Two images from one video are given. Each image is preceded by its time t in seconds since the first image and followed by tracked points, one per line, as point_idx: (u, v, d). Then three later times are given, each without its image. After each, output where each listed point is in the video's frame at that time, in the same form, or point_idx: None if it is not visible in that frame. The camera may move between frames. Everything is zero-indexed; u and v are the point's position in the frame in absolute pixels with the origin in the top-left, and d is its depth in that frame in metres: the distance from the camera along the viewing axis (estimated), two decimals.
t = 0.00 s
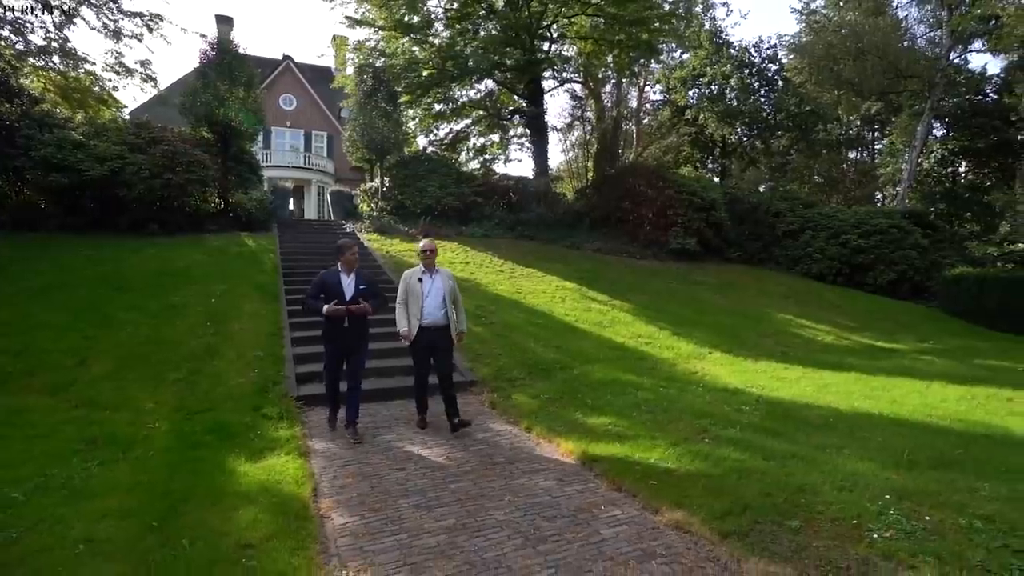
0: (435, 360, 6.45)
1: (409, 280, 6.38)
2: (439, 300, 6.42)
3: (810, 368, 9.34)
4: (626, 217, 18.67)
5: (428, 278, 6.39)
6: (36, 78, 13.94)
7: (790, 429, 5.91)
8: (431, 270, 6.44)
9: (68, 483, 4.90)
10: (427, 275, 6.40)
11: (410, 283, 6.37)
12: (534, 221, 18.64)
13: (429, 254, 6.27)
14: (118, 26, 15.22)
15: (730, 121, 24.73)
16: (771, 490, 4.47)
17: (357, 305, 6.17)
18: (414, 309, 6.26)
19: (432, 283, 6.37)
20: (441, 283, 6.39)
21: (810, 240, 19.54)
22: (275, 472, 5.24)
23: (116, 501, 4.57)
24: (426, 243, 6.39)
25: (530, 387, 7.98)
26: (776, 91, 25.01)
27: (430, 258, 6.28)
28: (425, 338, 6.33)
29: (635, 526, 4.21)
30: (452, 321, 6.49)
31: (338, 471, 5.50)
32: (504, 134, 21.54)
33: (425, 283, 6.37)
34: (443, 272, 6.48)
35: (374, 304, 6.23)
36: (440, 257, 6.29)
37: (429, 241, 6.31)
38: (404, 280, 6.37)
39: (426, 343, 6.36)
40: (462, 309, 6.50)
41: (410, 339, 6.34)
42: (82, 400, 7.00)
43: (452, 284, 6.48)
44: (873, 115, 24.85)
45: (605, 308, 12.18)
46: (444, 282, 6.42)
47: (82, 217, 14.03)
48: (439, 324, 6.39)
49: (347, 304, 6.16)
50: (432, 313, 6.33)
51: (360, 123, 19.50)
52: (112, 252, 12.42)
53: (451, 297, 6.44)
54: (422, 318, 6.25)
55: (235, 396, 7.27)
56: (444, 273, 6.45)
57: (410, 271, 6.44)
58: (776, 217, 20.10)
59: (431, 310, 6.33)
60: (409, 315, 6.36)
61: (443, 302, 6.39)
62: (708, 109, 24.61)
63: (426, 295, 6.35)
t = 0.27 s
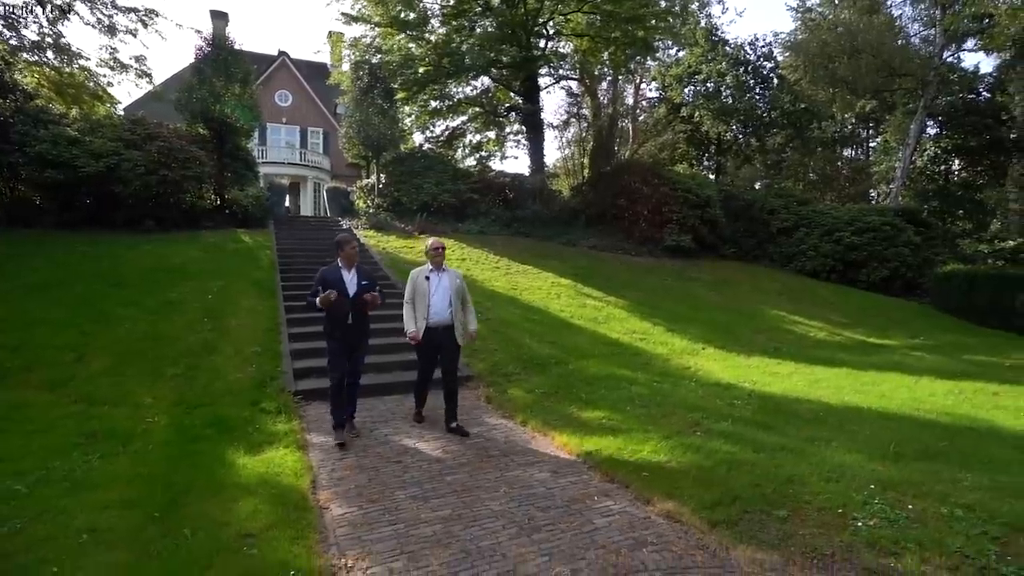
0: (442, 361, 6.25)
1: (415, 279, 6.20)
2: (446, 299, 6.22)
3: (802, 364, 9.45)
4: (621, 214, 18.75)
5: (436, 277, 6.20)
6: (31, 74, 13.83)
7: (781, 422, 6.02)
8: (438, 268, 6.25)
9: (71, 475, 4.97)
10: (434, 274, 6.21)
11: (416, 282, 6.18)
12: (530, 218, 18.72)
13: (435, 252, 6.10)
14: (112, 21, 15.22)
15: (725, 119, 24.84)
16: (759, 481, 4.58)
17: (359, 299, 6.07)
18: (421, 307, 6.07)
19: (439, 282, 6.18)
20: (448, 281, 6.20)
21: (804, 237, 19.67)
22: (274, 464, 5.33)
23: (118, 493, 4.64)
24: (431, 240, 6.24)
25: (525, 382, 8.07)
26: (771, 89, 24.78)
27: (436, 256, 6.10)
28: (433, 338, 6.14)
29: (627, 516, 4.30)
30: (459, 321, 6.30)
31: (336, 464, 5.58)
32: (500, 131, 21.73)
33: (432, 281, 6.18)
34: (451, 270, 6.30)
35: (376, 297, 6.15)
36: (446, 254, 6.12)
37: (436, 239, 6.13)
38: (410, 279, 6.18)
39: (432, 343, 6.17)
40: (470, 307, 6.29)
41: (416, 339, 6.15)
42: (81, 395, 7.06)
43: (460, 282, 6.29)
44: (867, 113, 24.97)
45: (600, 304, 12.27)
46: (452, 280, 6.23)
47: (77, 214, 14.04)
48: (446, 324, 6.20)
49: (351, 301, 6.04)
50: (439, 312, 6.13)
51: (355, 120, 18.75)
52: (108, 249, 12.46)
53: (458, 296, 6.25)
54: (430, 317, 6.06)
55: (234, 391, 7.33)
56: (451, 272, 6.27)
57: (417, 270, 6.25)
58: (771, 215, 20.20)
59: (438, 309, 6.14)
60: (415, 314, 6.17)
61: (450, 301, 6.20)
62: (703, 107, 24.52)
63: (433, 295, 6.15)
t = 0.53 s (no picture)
0: (454, 359, 6.02)
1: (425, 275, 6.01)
2: (457, 295, 6.00)
3: (799, 360, 9.50)
4: (620, 211, 18.79)
5: (446, 273, 5.98)
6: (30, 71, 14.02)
7: (778, 418, 6.07)
8: (448, 264, 6.04)
9: (75, 470, 5.02)
10: (444, 269, 6.00)
11: (425, 279, 5.99)
12: (529, 216, 18.75)
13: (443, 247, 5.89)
14: (111, 18, 15.23)
15: (723, 116, 24.89)
16: (754, 474, 4.65)
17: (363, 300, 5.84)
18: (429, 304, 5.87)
19: (449, 278, 5.96)
20: (458, 277, 5.97)
21: (803, 234, 19.72)
22: (275, 459, 5.39)
23: (122, 487, 4.69)
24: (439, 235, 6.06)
25: (524, 379, 8.12)
26: (770, 86, 25.15)
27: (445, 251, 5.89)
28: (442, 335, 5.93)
29: (624, 509, 4.36)
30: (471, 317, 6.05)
31: (337, 459, 5.64)
32: (499, 128, 21.72)
33: (442, 277, 5.97)
34: (462, 265, 6.06)
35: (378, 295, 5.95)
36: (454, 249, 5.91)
37: (444, 233, 5.93)
38: (419, 275, 6.01)
39: (443, 340, 5.95)
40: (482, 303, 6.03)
41: (425, 337, 5.95)
42: (83, 391, 7.11)
43: (472, 277, 6.04)
44: (866, 111, 25.02)
45: (599, 301, 12.32)
46: (463, 275, 5.99)
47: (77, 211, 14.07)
48: (457, 321, 5.97)
49: (356, 301, 5.79)
50: (449, 309, 5.92)
51: (355, 116, 18.90)
52: (108, 247, 12.48)
53: (469, 292, 6.01)
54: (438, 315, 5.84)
55: (235, 387, 7.38)
56: (461, 266, 6.03)
57: (427, 266, 6.06)
58: (770, 212, 20.25)
59: (447, 306, 5.92)
60: (424, 311, 5.98)
61: (461, 297, 5.98)
62: (703, 104, 24.51)
63: (443, 291, 5.94)
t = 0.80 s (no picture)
0: (460, 361, 5.70)
1: (430, 273, 5.63)
2: (463, 294, 5.72)
3: (795, 356, 9.56)
4: (618, 208, 18.81)
5: (452, 271, 5.66)
6: (24, 67, 14.18)
7: (773, 413, 6.13)
8: (454, 261, 5.72)
9: (75, 465, 5.05)
10: (450, 267, 5.67)
11: (431, 277, 5.61)
12: (526, 212, 18.77)
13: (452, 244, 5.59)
14: (107, 13, 15.19)
15: (721, 112, 24.92)
16: (750, 469, 4.70)
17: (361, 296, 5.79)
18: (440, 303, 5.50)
19: (456, 276, 5.65)
20: (465, 275, 5.70)
21: (800, 231, 19.78)
22: (274, 455, 5.41)
23: (123, 482, 4.72)
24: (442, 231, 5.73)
25: (522, 375, 8.16)
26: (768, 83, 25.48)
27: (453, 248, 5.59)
28: (451, 337, 5.59)
29: (621, 504, 4.40)
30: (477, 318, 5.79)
31: (336, 454, 5.67)
32: (496, 124, 21.59)
33: (448, 275, 5.64)
34: (466, 263, 5.79)
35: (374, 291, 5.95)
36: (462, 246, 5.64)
37: (451, 229, 5.64)
38: (425, 274, 5.61)
39: (451, 342, 5.61)
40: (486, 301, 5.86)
41: (433, 338, 5.58)
42: (82, 388, 7.12)
43: (477, 276, 5.80)
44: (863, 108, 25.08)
45: (596, 298, 12.35)
46: (469, 274, 5.72)
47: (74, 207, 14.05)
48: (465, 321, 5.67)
49: (355, 297, 5.76)
50: (458, 308, 5.59)
51: (352, 113, 18.69)
52: (104, 243, 12.45)
53: (476, 290, 5.75)
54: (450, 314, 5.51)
55: (233, 383, 7.40)
56: (467, 264, 5.76)
57: (430, 263, 5.67)
58: (767, 208, 20.30)
59: (457, 305, 5.60)
60: (431, 311, 5.60)
61: (468, 296, 5.69)
62: (701, 101, 24.71)
63: (451, 289, 5.61)
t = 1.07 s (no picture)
0: (462, 361, 5.57)
1: (430, 270, 5.44)
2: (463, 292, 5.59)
3: (791, 351, 9.60)
4: (615, 202, 18.81)
5: (453, 268, 5.51)
6: (16, 61, 14.01)
7: (769, 407, 6.17)
8: (454, 258, 5.58)
9: (74, 460, 5.06)
10: (450, 264, 5.52)
11: (433, 274, 5.42)
12: (524, 207, 18.78)
13: (453, 240, 5.45)
14: (100, 6, 15.10)
15: (718, 106, 24.96)
16: (744, 462, 4.73)
17: (356, 290, 5.67)
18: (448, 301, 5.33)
19: (457, 273, 5.51)
20: (466, 271, 5.58)
21: (796, 225, 19.83)
22: (272, 449, 5.43)
23: (121, 476, 4.74)
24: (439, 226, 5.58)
25: (519, 369, 8.18)
26: (764, 77, 25.60)
27: (453, 244, 5.45)
28: (456, 336, 5.45)
29: (617, 496, 4.44)
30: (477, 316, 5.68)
31: (334, 448, 5.68)
32: (493, 118, 21.54)
33: (450, 272, 5.48)
34: (464, 260, 5.68)
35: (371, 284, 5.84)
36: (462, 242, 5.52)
37: (450, 225, 5.51)
38: (426, 272, 5.41)
39: (455, 342, 5.47)
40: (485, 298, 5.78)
41: (440, 339, 5.40)
42: (79, 383, 7.13)
43: (474, 273, 5.70)
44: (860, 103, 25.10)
45: (593, 293, 12.38)
46: (469, 271, 5.61)
47: (70, 201, 14.00)
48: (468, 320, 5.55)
49: (349, 291, 5.62)
50: (463, 306, 5.45)
51: (349, 108, 18.55)
52: (100, 238, 12.42)
53: (476, 288, 5.63)
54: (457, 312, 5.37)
55: (230, 378, 7.41)
56: (466, 261, 5.64)
57: (429, 261, 5.48)
58: (763, 203, 20.34)
59: (460, 303, 5.46)
60: (434, 310, 5.41)
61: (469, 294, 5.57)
62: (697, 95, 24.95)
63: (454, 287, 5.45)
